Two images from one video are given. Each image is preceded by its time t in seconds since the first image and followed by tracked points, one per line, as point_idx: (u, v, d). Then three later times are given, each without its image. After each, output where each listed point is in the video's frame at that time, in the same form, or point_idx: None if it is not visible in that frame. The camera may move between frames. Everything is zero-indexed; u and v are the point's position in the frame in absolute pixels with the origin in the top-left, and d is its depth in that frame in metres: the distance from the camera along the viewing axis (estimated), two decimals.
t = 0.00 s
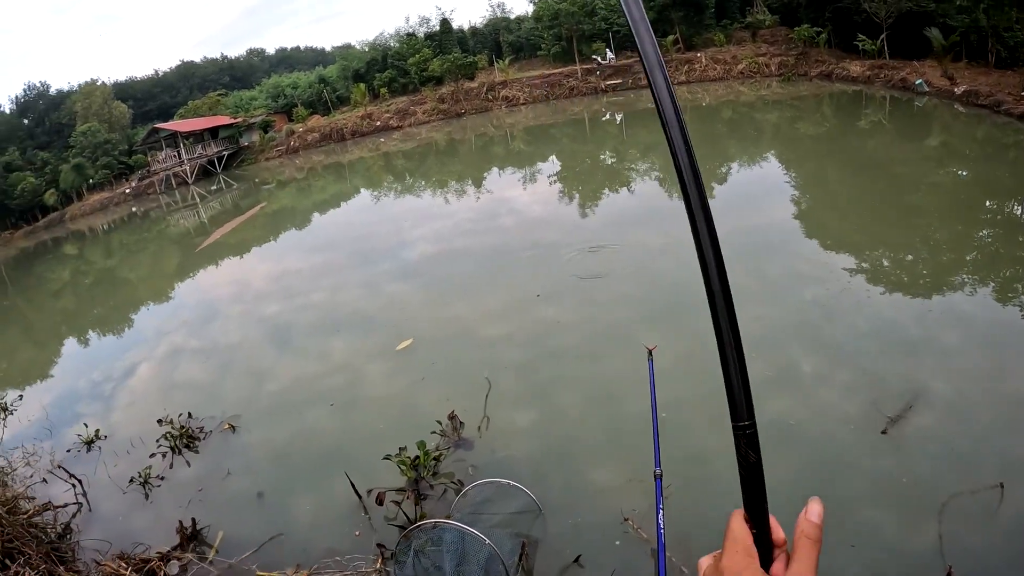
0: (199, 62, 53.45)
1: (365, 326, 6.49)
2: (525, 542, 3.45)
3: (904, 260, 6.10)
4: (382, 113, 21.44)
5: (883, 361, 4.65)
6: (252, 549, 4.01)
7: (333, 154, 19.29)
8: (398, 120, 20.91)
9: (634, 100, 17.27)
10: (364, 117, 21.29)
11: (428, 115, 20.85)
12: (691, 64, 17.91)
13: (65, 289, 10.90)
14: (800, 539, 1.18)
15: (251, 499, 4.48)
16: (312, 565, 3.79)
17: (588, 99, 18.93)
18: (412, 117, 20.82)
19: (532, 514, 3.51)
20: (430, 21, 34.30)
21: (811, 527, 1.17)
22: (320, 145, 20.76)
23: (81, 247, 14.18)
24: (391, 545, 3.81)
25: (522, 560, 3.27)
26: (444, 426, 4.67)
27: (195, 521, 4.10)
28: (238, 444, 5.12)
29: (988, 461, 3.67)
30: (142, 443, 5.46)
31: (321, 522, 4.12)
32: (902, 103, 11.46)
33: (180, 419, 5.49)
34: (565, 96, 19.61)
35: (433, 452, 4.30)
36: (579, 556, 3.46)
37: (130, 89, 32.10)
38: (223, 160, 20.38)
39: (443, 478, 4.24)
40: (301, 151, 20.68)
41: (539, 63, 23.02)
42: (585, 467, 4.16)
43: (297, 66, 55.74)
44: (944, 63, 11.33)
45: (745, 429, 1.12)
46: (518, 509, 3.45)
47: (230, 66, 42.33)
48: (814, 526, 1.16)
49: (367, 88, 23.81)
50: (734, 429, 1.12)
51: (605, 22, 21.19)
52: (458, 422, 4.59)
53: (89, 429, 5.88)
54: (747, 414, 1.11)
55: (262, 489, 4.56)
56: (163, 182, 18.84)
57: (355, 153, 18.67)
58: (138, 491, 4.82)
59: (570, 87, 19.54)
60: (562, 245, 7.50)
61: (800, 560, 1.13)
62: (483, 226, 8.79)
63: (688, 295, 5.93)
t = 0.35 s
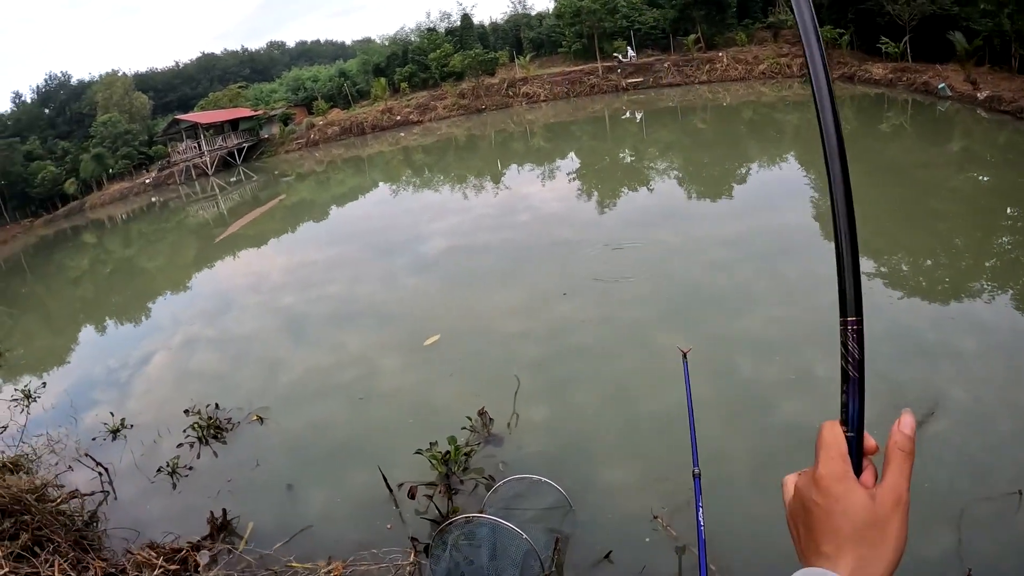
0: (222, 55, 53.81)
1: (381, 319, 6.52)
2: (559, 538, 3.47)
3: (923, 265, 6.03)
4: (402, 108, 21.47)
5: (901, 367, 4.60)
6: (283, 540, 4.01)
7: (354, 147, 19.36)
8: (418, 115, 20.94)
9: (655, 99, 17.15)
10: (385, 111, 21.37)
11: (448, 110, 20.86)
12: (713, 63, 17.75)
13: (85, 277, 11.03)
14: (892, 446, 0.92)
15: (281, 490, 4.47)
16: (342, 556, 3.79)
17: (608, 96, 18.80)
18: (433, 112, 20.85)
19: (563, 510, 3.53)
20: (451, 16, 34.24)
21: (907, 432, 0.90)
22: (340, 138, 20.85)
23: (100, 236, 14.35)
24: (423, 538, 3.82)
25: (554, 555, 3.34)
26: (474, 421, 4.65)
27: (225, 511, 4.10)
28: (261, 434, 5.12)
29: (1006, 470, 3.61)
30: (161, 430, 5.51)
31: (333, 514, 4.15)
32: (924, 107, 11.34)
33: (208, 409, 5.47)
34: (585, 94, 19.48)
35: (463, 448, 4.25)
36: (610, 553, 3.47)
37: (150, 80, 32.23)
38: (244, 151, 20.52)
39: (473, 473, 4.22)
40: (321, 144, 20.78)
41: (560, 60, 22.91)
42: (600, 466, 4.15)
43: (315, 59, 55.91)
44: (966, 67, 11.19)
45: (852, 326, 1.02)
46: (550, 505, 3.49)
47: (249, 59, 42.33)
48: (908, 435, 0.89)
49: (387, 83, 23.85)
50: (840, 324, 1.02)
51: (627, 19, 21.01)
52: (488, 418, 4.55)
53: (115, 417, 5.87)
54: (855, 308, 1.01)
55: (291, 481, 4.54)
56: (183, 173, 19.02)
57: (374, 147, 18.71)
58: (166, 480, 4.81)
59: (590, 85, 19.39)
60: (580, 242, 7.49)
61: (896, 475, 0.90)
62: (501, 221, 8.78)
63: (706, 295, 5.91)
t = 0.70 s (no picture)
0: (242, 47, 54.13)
1: (397, 312, 6.55)
2: (583, 533, 3.47)
3: (942, 266, 5.96)
4: (421, 101, 21.50)
5: (917, 367, 4.55)
6: (305, 530, 4.03)
7: (372, 140, 19.41)
8: (436, 109, 20.95)
9: (675, 94, 17.04)
10: (403, 104, 21.42)
11: (467, 104, 20.86)
12: (733, 59, 17.57)
13: (103, 267, 11.18)
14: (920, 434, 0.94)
15: (302, 481, 4.49)
16: (365, 547, 3.81)
17: (626, 92, 18.65)
18: (451, 106, 20.86)
19: (586, 505, 3.54)
20: (470, 10, 34.13)
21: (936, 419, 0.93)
22: (359, 131, 20.94)
23: (119, 226, 14.53)
24: (446, 531, 3.82)
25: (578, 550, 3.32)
26: (496, 416, 4.66)
27: (247, 501, 4.13)
28: (280, 424, 5.16)
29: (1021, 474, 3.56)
30: (179, 418, 5.58)
31: (345, 504, 4.20)
32: (945, 106, 11.19)
33: (229, 400, 5.51)
34: (604, 89, 19.31)
35: (486, 442, 4.27)
36: (634, 548, 3.47)
37: (171, 71, 32.42)
38: (261, 144, 20.66)
39: (495, 467, 4.24)
40: (339, 137, 20.88)
41: (579, 54, 22.79)
42: (613, 461, 4.15)
43: (334, 52, 56.06)
44: (989, 67, 11.04)
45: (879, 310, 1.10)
46: (574, 500, 3.51)
47: (268, 51, 42.46)
48: (937, 419, 0.92)
49: (406, 76, 23.86)
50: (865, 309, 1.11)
51: (647, 15, 20.82)
52: (511, 412, 4.56)
53: (134, 406, 5.92)
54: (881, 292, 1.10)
55: (313, 472, 4.56)
56: (202, 164, 19.20)
57: (392, 140, 18.76)
58: (186, 470, 4.84)
59: (609, 80, 19.27)
60: (596, 238, 7.48)
61: (920, 457, 0.91)
62: (518, 215, 8.80)
63: (723, 293, 5.88)
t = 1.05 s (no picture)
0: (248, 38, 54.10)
1: (401, 305, 6.56)
2: (580, 526, 3.47)
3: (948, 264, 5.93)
4: (427, 93, 21.46)
5: (921, 365, 4.55)
6: (304, 520, 4.07)
7: (378, 132, 19.39)
8: (443, 101, 20.91)
9: (681, 88, 16.98)
10: (410, 96, 21.39)
11: (473, 97, 20.84)
12: (740, 53, 17.47)
13: (110, 257, 11.24)
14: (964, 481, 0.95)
15: (302, 471, 4.53)
16: (364, 538, 3.84)
17: (633, 85, 18.56)
18: (458, 98, 20.85)
19: (584, 498, 3.52)
20: (476, 2, 33.98)
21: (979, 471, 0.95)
22: (365, 122, 20.94)
23: (124, 217, 14.60)
24: (445, 522, 3.85)
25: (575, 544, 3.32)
26: (496, 408, 4.68)
27: (247, 491, 4.15)
28: (282, 416, 5.19)
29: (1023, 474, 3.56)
30: (183, 408, 5.61)
31: (348, 495, 4.23)
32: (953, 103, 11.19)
33: (231, 390, 5.55)
34: (610, 82, 19.23)
35: (485, 434, 4.30)
36: (630, 541, 3.49)
37: (177, 63, 32.38)
38: (267, 135, 20.68)
39: (494, 459, 4.26)
40: (345, 129, 20.90)
41: (585, 47, 22.69)
42: (614, 456, 4.15)
43: (341, 43, 55.95)
44: (998, 64, 11.01)
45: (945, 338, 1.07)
46: (572, 493, 3.50)
47: (275, 42, 42.38)
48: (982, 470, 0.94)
49: (412, 68, 23.81)
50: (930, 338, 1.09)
51: (654, 8, 20.66)
52: (511, 404, 4.57)
53: (138, 397, 5.95)
54: (947, 323, 1.07)
55: (313, 463, 4.59)
56: (207, 156, 19.24)
57: (399, 132, 18.76)
58: (188, 459, 4.88)
59: (616, 73, 19.18)
60: (602, 231, 7.48)
61: (969, 501, 0.91)
62: (524, 208, 8.80)
63: (728, 287, 5.89)
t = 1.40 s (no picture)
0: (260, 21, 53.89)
1: (409, 292, 6.58)
2: (580, 514, 3.48)
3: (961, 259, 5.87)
4: (438, 80, 21.38)
5: (931, 360, 4.52)
6: (306, 503, 4.13)
7: (388, 118, 19.35)
8: (454, 87, 20.84)
9: (694, 77, 16.85)
10: (421, 82, 21.30)
11: (485, 83, 20.76)
12: (754, 42, 17.27)
13: (122, 241, 11.33)
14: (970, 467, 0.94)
15: (306, 455, 4.59)
16: (365, 522, 3.88)
17: (645, 74, 18.38)
18: (469, 85, 20.78)
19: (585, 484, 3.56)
20: None
21: (987, 460, 0.94)
22: (376, 108, 20.92)
23: (135, 201, 14.69)
24: (445, 507, 3.89)
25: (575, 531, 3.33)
26: (499, 394, 4.71)
27: (249, 474, 4.21)
28: (288, 402, 5.22)
29: None
30: (190, 391, 5.68)
31: (355, 479, 4.26)
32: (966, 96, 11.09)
33: (236, 373, 5.60)
34: (623, 70, 19.09)
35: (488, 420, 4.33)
36: (630, 530, 3.51)
37: (189, 48, 32.28)
38: (278, 121, 20.69)
39: (497, 446, 4.28)
40: (356, 115, 20.89)
41: (598, 34, 22.49)
42: (617, 446, 4.17)
43: (352, 29, 55.64)
44: (1014, 58, 10.87)
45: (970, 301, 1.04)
46: (573, 480, 3.52)
47: (286, 26, 42.12)
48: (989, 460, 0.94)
49: (424, 54, 23.71)
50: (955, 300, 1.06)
51: None
52: (514, 391, 4.59)
53: (145, 380, 5.99)
54: (972, 285, 1.03)
55: (316, 447, 4.64)
56: (218, 142, 19.29)
57: (409, 118, 18.73)
58: (192, 442, 4.94)
59: (628, 61, 19.02)
60: (612, 220, 7.47)
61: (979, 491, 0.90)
62: (535, 196, 8.80)
63: (738, 278, 5.88)
